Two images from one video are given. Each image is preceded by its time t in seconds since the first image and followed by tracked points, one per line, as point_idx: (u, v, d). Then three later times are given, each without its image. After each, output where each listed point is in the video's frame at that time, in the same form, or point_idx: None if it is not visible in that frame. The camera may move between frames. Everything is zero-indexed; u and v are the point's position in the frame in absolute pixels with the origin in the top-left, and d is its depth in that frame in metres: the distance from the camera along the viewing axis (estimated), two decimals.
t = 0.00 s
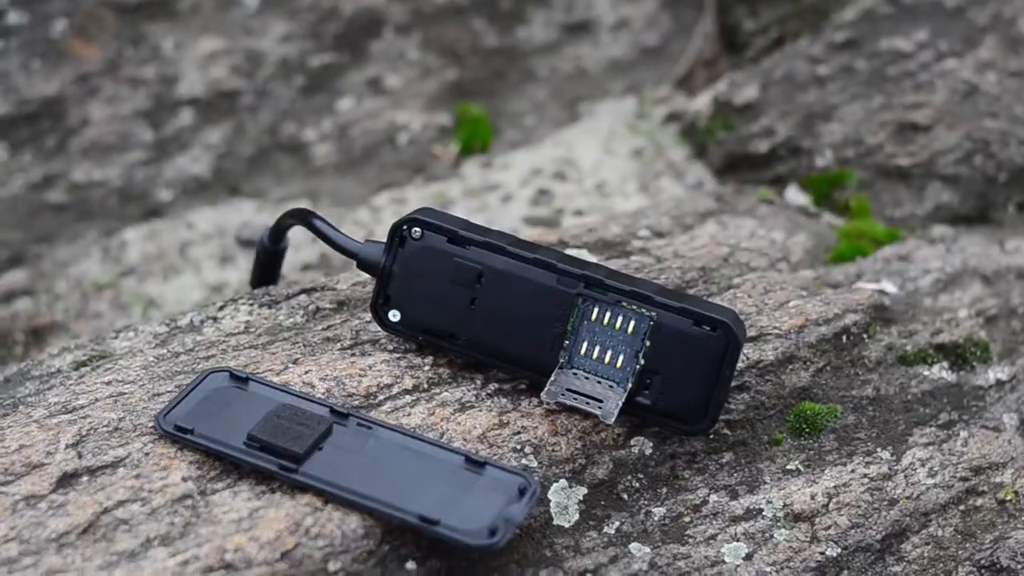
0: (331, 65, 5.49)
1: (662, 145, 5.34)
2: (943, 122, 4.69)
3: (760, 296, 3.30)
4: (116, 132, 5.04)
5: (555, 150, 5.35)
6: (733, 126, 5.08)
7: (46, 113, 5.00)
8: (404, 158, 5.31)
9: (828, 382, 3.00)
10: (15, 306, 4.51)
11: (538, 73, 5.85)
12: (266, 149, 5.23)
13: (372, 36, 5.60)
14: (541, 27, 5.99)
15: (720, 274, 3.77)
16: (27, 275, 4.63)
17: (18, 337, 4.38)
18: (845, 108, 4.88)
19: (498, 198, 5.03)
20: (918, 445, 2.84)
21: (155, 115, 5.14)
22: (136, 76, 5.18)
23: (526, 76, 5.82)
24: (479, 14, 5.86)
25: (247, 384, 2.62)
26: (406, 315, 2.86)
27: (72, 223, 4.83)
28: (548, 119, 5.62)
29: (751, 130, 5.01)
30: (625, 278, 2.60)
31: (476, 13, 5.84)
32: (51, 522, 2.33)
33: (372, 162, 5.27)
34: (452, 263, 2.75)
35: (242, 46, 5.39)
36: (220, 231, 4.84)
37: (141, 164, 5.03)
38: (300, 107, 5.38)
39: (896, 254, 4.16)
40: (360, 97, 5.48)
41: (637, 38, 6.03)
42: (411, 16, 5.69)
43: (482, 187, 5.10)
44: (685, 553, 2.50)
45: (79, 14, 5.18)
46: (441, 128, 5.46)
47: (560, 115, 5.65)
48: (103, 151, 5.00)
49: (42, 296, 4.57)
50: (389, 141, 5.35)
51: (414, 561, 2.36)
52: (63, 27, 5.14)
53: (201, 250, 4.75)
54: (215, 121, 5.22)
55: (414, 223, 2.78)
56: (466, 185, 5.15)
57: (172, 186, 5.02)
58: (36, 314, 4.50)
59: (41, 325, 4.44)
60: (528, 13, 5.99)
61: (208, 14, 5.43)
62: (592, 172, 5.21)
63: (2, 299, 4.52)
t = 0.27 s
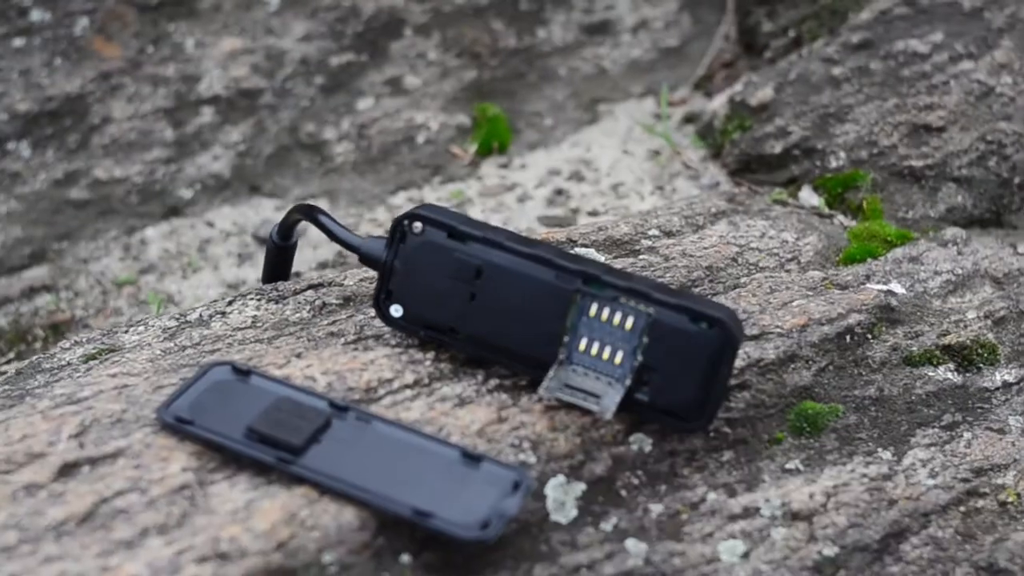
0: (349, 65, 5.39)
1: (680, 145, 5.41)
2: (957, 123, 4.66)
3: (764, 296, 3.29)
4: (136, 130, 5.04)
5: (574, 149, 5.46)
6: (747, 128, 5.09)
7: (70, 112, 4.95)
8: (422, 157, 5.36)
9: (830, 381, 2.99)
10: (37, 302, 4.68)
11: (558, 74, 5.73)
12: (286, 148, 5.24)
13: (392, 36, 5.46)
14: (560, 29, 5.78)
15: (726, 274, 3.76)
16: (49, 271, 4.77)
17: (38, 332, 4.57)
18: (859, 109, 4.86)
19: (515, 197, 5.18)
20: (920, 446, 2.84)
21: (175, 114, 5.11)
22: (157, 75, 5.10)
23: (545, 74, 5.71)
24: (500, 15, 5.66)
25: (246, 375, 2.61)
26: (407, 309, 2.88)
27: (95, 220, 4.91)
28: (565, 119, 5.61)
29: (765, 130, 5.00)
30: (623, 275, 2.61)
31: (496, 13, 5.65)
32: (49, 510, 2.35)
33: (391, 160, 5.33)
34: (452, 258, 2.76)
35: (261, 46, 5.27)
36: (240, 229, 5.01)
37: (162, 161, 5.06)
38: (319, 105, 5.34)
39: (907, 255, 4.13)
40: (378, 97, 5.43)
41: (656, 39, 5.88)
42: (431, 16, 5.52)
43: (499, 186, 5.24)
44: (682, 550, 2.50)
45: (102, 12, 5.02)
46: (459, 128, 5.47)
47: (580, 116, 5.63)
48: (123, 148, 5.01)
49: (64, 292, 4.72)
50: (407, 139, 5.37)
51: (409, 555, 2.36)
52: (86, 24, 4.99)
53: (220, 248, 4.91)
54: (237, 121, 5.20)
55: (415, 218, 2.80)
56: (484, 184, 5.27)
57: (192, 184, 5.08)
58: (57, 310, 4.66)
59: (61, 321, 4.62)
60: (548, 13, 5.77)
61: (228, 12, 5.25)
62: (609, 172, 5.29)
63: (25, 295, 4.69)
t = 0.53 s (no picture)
0: (371, 64, 5.44)
1: (698, 148, 5.26)
2: (973, 128, 4.61)
3: (770, 297, 3.30)
4: (157, 127, 5.12)
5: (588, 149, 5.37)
6: (763, 129, 5.07)
7: (92, 107, 5.07)
8: (441, 155, 5.38)
9: (834, 383, 3.00)
10: (57, 293, 4.73)
11: (577, 74, 5.75)
12: (307, 147, 5.27)
13: (413, 36, 5.51)
14: (583, 28, 5.80)
15: (733, 275, 3.75)
16: (69, 263, 4.84)
17: (55, 322, 4.59)
18: (875, 112, 4.86)
19: (529, 197, 5.04)
20: (923, 448, 2.82)
21: (198, 109, 5.20)
22: (179, 73, 5.20)
23: (565, 78, 5.72)
24: (521, 16, 5.68)
25: (253, 369, 2.67)
26: (412, 306, 2.91)
27: (114, 214, 4.99)
28: (585, 121, 5.60)
29: (779, 132, 5.01)
30: (624, 275, 2.60)
31: (517, 13, 5.67)
32: (52, 499, 2.38)
33: (408, 158, 5.36)
34: (455, 256, 2.78)
35: (284, 43, 5.36)
36: (258, 225, 5.02)
37: (183, 157, 5.13)
38: (342, 102, 5.38)
39: (918, 259, 4.13)
40: (398, 94, 5.46)
41: (677, 40, 5.87)
42: (452, 16, 5.55)
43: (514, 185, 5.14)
44: (678, 548, 2.50)
45: (125, 11, 5.20)
46: (477, 128, 5.47)
47: (597, 116, 5.63)
48: (144, 144, 5.09)
49: (82, 284, 4.78)
50: (424, 138, 5.40)
51: (405, 548, 2.37)
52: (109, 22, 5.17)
53: (239, 243, 4.95)
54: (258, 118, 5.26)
55: (418, 215, 2.81)
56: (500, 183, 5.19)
57: (215, 178, 5.14)
58: (77, 300, 4.71)
59: (79, 312, 4.66)
60: (569, 13, 5.79)
61: (252, 10, 5.38)
62: (625, 173, 5.19)
63: (45, 286, 4.75)
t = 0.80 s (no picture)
0: (392, 65, 5.54)
1: (715, 152, 5.27)
2: (989, 134, 4.61)
3: (776, 300, 3.29)
4: (179, 125, 5.22)
5: (608, 152, 5.40)
6: (781, 134, 5.05)
7: (115, 105, 5.18)
8: (459, 156, 5.44)
9: (837, 387, 2.98)
10: (77, 288, 4.77)
11: (598, 77, 5.77)
12: (326, 146, 5.37)
13: (435, 37, 5.61)
14: (604, 31, 5.86)
15: (741, 278, 3.74)
16: (89, 258, 4.88)
17: (74, 315, 4.66)
18: (891, 118, 4.84)
19: (548, 198, 5.09)
20: (925, 453, 2.81)
21: (220, 108, 5.31)
22: (203, 72, 5.34)
23: (586, 80, 5.76)
24: (543, 19, 5.77)
25: (257, 363, 2.69)
26: (417, 303, 2.93)
27: (136, 210, 5.05)
28: (605, 122, 5.62)
29: (796, 137, 4.99)
30: (625, 274, 2.60)
31: (539, 15, 5.75)
32: (53, 486, 2.41)
33: (428, 159, 5.42)
34: (459, 254, 2.79)
35: (307, 43, 5.50)
36: (276, 224, 5.07)
37: (204, 154, 5.22)
38: (362, 103, 5.47)
39: (930, 265, 4.10)
40: (418, 96, 5.54)
41: (699, 45, 5.88)
42: (474, 18, 5.66)
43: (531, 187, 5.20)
44: (675, 547, 2.49)
45: (148, 11, 5.37)
46: (497, 130, 5.53)
47: (617, 119, 5.64)
48: (167, 141, 5.19)
49: (102, 279, 4.82)
50: (444, 140, 5.45)
51: (401, 541, 2.38)
52: (133, 22, 5.35)
53: (257, 241, 4.99)
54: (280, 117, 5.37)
55: (424, 213, 2.83)
56: (517, 185, 5.24)
57: (236, 176, 5.22)
58: (96, 295, 4.76)
59: (97, 307, 4.70)
60: (590, 17, 5.86)
61: (277, 9, 5.56)
62: (642, 175, 5.22)
63: (64, 281, 4.78)
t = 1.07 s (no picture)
0: (416, 65, 5.73)
1: (733, 156, 5.31)
2: (1005, 145, 4.60)
3: (781, 305, 3.28)
4: (202, 121, 5.34)
5: (625, 157, 5.44)
6: (797, 141, 5.05)
7: (139, 100, 5.33)
8: (478, 157, 5.52)
9: (840, 392, 2.98)
10: (95, 280, 4.81)
11: (619, 81, 5.95)
12: (347, 144, 5.46)
13: (458, 38, 5.81)
14: (626, 36, 6.08)
15: (748, 282, 3.71)
16: (109, 251, 4.93)
17: (91, 307, 4.70)
18: (908, 127, 4.83)
19: (565, 201, 5.12)
20: (925, 460, 2.80)
21: (242, 106, 5.45)
22: (226, 69, 5.50)
23: (607, 83, 5.93)
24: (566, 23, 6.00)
25: (261, 356, 2.71)
26: (420, 300, 2.94)
27: (156, 205, 5.10)
28: (625, 126, 5.75)
29: (813, 144, 4.98)
30: (627, 275, 2.61)
31: (562, 19, 5.99)
32: (54, 472, 2.43)
33: (447, 159, 5.50)
34: (463, 253, 2.81)
35: (330, 42, 5.70)
36: (295, 221, 5.06)
37: (226, 151, 5.30)
38: (384, 103, 5.63)
39: (940, 273, 4.09)
40: (440, 96, 5.70)
41: (721, 51, 6.07)
42: (498, 19, 5.89)
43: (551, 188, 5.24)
44: (669, 547, 2.49)
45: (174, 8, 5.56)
46: (516, 131, 5.64)
47: (638, 122, 5.77)
48: (190, 137, 5.29)
49: (120, 271, 4.86)
50: (462, 141, 5.57)
51: (396, 534, 2.39)
52: (160, 18, 5.53)
53: (276, 237, 4.96)
54: (303, 114, 5.51)
55: (430, 211, 2.85)
56: (535, 186, 5.27)
57: (255, 174, 5.28)
58: (114, 287, 4.80)
59: (115, 299, 4.74)
60: (613, 22, 6.10)
61: (301, 7, 5.76)
62: (659, 179, 5.27)
63: (83, 273, 4.83)
